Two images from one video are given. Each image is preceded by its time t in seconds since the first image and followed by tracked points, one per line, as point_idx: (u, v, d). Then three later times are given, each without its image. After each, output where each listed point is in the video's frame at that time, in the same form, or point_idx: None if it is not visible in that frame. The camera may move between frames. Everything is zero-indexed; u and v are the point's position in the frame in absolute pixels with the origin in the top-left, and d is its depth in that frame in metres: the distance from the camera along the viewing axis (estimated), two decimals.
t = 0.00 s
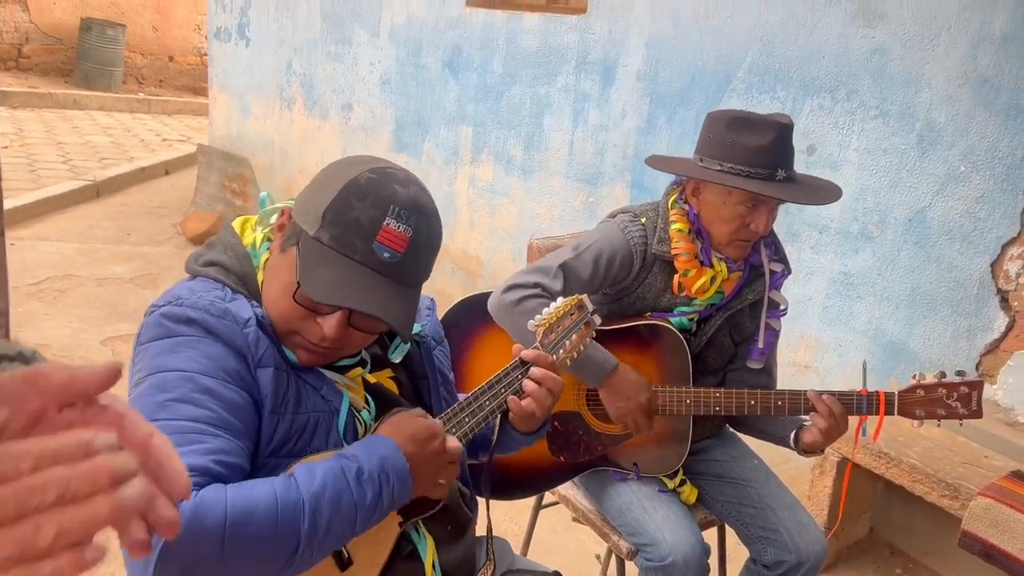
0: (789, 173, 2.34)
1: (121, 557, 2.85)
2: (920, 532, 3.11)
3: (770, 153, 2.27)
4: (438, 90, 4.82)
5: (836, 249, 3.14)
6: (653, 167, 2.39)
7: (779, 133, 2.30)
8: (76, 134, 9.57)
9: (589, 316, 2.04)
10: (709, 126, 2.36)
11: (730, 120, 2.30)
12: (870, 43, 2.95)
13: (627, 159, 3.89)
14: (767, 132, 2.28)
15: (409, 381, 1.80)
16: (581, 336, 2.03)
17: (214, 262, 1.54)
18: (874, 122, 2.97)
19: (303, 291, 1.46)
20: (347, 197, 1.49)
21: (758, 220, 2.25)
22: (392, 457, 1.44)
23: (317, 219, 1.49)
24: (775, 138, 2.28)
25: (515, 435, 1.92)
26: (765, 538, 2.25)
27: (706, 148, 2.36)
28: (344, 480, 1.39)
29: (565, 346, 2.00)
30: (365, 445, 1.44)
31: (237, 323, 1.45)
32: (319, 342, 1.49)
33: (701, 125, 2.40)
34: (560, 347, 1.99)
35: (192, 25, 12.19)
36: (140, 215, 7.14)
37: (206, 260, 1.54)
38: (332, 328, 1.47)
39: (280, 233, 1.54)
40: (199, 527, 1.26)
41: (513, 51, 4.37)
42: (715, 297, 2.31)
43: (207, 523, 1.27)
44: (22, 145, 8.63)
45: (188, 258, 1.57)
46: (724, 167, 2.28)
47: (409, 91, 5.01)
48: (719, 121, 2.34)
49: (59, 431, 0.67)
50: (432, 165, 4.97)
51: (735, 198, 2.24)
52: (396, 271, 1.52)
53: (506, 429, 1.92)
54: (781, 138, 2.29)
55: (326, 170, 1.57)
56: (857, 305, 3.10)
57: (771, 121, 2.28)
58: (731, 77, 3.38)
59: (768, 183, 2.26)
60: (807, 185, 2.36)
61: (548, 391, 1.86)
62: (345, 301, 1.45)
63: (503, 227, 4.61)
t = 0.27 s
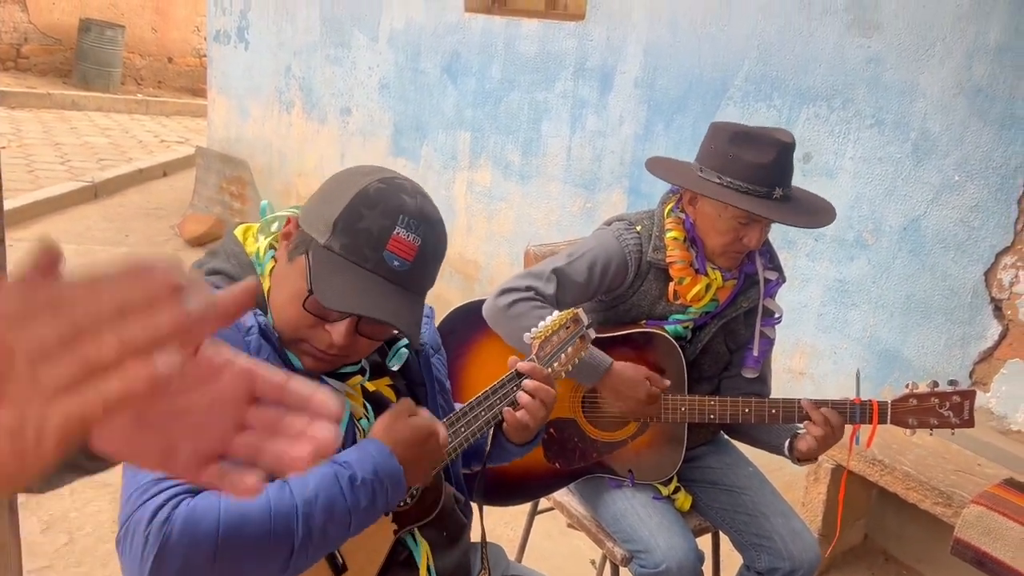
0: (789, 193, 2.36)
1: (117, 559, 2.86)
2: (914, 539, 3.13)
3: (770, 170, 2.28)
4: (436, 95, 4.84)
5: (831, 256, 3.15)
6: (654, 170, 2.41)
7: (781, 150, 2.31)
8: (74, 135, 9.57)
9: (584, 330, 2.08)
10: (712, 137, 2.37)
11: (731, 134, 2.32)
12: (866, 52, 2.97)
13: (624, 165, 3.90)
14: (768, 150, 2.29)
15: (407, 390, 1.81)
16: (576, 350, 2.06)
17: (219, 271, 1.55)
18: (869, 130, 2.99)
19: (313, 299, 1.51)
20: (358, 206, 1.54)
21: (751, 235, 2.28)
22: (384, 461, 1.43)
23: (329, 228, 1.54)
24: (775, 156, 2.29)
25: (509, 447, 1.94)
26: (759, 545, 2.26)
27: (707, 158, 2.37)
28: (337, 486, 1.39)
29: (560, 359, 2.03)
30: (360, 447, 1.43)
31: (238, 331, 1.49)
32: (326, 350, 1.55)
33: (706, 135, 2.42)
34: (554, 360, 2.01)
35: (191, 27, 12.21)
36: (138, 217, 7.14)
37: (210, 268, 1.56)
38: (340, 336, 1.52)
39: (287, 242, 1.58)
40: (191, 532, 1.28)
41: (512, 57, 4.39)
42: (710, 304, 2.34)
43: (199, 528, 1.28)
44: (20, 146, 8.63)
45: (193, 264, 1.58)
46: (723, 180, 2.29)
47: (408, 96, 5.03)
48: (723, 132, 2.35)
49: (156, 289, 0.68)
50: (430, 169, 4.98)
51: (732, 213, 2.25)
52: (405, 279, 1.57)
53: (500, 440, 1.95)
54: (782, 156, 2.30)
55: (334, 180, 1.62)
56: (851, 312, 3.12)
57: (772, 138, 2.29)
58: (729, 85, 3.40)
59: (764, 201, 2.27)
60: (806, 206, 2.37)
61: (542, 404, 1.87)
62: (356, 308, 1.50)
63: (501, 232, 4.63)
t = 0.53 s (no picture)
0: (786, 199, 2.37)
1: (114, 558, 2.86)
2: (910, 541, 3.14)
3: (770, 175, 2.29)
4: (435, 97, 4.85)
5: (828, 259, 3.17)
6: (650, 173, 2.42)
7: (781, 155, 2.31)
8: (72, 134, 9.57)
9: (585, 332, 2.09)
10: (713, 140, 2.38)
11: (732, 138, 2.33)
12: (863, 56, 2.99)
13: (622, 167, 3.91)
14: (768, 155, 2.30)
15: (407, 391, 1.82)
16: (577, 351, 2.08)
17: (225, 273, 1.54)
18: (867, 134, 3.01)
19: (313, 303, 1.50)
20: (356, 209, 1.55)
21: (749, 239, 2.28)
22: (396, 467, 1.47)
23: (328, 231, 1.53)
24: (774, 160, 2.29)
25: (513, 452, 1.94)
26: (755, 546, 2.26)
27: (707, 162, 2.38)
28: (350, 488, 1.42)
29: (560, 362, 2.03)
30: (370, 453, 1.47)
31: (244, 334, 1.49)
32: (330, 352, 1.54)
33: (707, 139, 2.43)
34: (555, 363, 2.02)
35: (189, 27, 12.22)
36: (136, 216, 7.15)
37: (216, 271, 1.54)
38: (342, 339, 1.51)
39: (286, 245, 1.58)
40: (207, 533, 1.27)
41: (510, 59, 4.40)
42: (708, 307, 2.34)
43: (215, 530, 1.28)
44: (18, 145, 8.63)
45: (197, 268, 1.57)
46: (722, 184, 2.30)
47: (406, 97, 5.04)
48: (722, 136, 2.37)
49: (192, 245, 0.67)
50: (428, 170, 4.99)
51: (730, 217, 2.26)
52: (405, 282, 1.59)
53: (501, 442, 1.95)
54: (781, 160, 2.30)
55: (330, 182, 1.62)
56: (849, 315, 3.13)
57: (772, 144, 2.29)
58: (726, 88, 3.41)
59: (763, 206, 2.28)
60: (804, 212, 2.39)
61: (544, 408, 1.90)
62: (358, 312, 1.50)
63: (498, 233, 4.63)
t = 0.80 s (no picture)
0: (781, 203, 2.38)
1: (109, 560, 2.86)
2: (903, 544, 3.15)
3: (766, 178, 2.30)
4: (432, 99, 4.86)
5: (822, 263, 3.19)
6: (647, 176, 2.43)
7: (776, 159, 2.33)
8: (68, 136, 9.56)
9: (577, 332, 2.16)
10: (710, 144, 2.39)
11: (728, 142, 2.34)
12: (858, 61, 3.00)
13: (618, 170, 3.93)
14: (763, 159, 2.31)
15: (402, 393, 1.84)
16: (569, 351, 2.13)
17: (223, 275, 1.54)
18: (861, 138, 3.03)
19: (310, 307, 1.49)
20: (355, 214, 1.56)
21: (744, 242, 2.30)
22: (395, 479, 1.47)
23: (327, 236, 1.55)
24: (770, 164, 2.31)
25: (505, 451, 1.96)
26: (749, 548, 2.28)
27: (703, 165, 2.39)
28: (347, 495, 1.42)
29: (553, 362, 2.08)
30: (370, 464, 1.48)
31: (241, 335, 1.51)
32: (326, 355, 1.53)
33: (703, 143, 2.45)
34: (548, 362, 2.06)
35: (186, 29, 12.23)
36: (132, 218, 7.14)
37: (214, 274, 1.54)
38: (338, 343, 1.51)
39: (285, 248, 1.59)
40: (201, 531, 1.28)
41: (507, 62, 4.41)
42: (702, 310, 2.35)
43: (209, 527, 1.29)
44: (13, 146, 8.61)
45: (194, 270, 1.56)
46: (718, 187, 2.32)
47: (403, 100, 5.05)
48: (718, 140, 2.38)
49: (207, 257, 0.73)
50: (425, 172, 5.00)
51: (726, 220, 2.27)
52: (402, 288, 1.60)
53: (496, 444, 1.96)
54: (777, 164, 2.32)
55: (330, 186, 1.63)
56: (843, 318, 3.15)
57: (768, 148, 2.31)
58: (723, 92, 3.43)
59: (759, 210, 2.30)
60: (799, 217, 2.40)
61: (535, 404, 1.90)
62: (356, 317, 1.52)
63: (494, 235, 4.64)
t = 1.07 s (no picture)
0: (775, 207, 2.39)
1: (101, 563, 2.85)
2: (895, 547, 3.16)
3: (759, 183, 2.31)
4: (426, 103, 4.87)
5: (815, 267, 3.21)
6: (642, 181, 2.44)
7: (769, 164, 2.34)
8: (61, 139, 9.54)
9: (570, 336, 2.12)
10: (704, 149, 2.40)
11: (722, 147, 2.35)
12: (850, 67, 3.03)
13: (612, 174, 3.94)
14: (757, 164, 2.32)
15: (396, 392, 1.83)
16: (564, 354, 2.10)
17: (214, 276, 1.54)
18: (853, 144, 3.05)
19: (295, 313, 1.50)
20: (331, 219, 1.52)
21: (738, 247, 2.31)
22: (381, 455, 1.47)
23: (304, 244, 1.52)
24: (764, 169, 2.32)
25: (498, 451, 1.97)
26: (742, 551, 2.28)
27: (697, 170, 2.40)
28: (336, 478, 1.42)
29: (546, 363, 2.07)
30: (353, 442, 1.47)
31: (232, 335, 1.52)
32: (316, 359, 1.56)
33: (696, 147, 2.46)
34: (540, 364, 2.06)
35: (179, 32, 12.22)
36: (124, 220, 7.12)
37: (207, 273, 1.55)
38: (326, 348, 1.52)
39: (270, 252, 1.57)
40: (193, 528, 1.28)
41: (501, 66, 4.42)
42: (696, 314, 2.36)
43: (201, 523, 1.29)
44: (5, 149, 8.59)
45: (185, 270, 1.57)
46: (712, 192, 2.33)
47: (397, 103, 5.05)
48: (712, 146, 2.39)
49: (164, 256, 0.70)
50: (419, 176, 5.00)
51: (719, 225, 2.28)
52: (384, 290, 1.56)
53: (489, 445, 1.97)
54: (771, 169, 2.33)
55: (310, 190, 1.60)
56: (835, 322, 3.17)
57: (762, 153, 2.32)
58: (716, 97, 3.45)
59: (753, 215, 2.31)
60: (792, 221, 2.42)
61: (528, 403, 1.90)
62: (336, 325, 1.49)
63: (488, 239, 4.65)
